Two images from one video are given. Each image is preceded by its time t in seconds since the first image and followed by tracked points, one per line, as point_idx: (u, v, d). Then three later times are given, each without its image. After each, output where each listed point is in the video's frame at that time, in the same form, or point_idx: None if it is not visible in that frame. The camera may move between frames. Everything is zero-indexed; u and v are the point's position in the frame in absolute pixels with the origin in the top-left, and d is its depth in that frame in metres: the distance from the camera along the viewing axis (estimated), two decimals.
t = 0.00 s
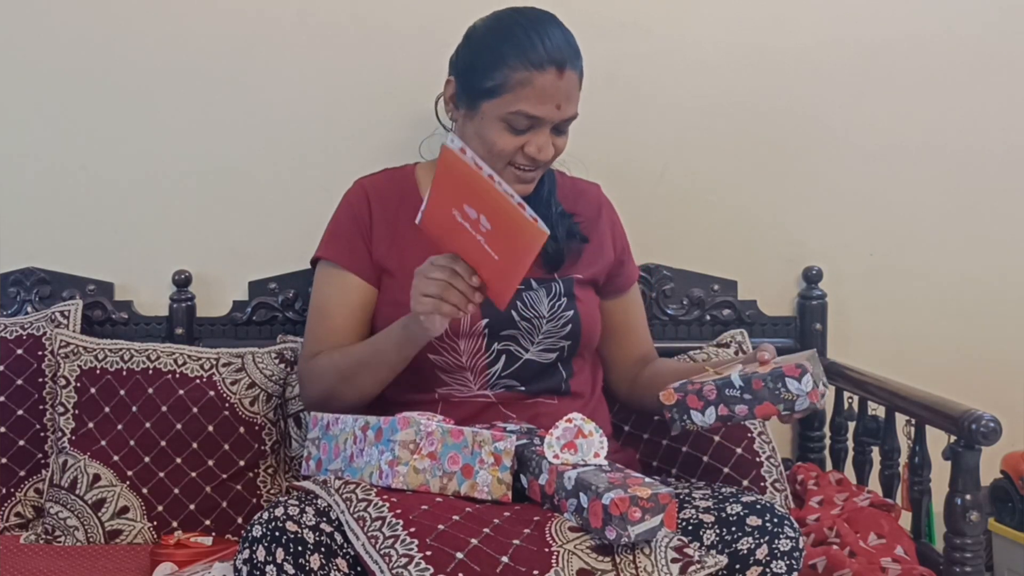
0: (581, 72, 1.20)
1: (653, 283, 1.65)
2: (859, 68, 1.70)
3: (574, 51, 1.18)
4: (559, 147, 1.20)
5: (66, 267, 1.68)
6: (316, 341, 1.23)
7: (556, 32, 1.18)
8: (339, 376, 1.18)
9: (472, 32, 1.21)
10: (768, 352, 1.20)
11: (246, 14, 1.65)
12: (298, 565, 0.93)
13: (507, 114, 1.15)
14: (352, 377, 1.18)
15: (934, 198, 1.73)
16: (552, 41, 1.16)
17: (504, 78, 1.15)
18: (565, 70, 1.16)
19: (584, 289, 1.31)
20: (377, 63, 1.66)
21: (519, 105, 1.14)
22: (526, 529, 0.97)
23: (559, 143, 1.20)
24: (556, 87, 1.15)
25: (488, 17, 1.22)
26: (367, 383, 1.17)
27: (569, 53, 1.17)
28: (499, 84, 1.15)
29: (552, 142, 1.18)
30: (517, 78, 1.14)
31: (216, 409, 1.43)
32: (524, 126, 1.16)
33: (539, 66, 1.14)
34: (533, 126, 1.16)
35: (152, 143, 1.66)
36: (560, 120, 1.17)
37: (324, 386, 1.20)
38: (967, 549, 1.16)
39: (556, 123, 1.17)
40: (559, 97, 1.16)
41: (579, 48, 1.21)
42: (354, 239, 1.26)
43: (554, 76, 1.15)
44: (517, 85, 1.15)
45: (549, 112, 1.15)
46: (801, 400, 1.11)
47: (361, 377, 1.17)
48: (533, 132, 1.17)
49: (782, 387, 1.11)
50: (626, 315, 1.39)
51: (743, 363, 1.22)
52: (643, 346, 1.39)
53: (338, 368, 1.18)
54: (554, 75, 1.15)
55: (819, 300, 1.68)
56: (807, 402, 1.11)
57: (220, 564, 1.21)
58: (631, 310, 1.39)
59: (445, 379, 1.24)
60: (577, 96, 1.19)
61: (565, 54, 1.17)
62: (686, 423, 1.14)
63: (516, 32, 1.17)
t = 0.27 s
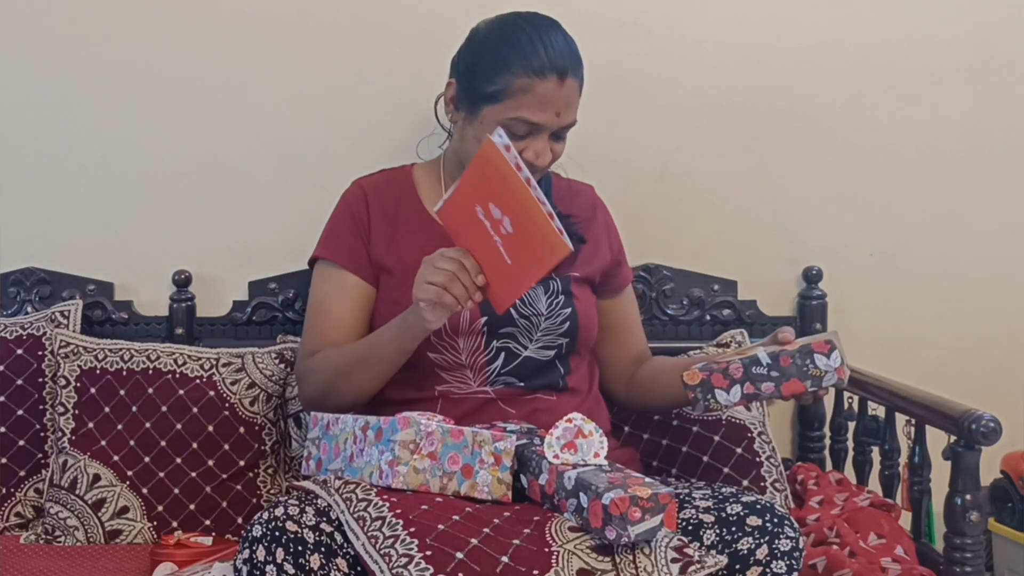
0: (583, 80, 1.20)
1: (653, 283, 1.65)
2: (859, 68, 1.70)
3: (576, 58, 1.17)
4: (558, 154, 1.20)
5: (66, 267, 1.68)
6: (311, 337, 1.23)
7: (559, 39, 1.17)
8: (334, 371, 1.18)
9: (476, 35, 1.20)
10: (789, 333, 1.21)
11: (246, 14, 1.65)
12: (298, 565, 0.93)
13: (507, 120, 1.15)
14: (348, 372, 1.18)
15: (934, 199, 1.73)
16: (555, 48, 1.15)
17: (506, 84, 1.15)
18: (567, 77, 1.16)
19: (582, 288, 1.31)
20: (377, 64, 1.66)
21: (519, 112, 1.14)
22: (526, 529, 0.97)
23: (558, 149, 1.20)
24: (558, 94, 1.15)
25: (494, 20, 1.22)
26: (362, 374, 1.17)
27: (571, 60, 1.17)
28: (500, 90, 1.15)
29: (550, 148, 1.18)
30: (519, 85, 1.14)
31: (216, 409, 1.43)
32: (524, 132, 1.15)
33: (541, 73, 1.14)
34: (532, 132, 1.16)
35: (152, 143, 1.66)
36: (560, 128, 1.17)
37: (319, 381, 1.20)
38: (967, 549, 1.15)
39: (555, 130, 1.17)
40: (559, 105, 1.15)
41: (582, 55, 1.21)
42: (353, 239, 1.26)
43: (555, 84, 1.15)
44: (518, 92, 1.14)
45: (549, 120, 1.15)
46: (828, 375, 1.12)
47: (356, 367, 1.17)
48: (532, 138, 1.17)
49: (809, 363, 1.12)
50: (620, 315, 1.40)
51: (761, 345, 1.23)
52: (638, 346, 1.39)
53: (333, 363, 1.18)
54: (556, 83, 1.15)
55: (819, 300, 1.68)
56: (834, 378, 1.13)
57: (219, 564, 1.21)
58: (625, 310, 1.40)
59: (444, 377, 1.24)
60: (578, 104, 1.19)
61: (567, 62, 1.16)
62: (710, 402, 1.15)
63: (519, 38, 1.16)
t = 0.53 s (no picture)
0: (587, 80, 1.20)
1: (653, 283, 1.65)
2: (859, 68, 1.70)
3: (580, 58, 1.18)
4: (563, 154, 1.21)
5: (66, 267, 1.68)
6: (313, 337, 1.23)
7: (562, 39, 1.17)
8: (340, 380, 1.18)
9: (480, 36, 1.20)
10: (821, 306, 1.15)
11: (246, 14, 1.65)
12: (299, 564, 0.93)
13: (515, 124, 1.16)
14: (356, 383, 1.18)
15: (933, 199, 1.73)
16: (559, 50, 1.15)
17: (512, 87, 1.15)
18: (572, 79, 1.17)
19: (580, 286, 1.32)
20: (377, 63, 1.66)
21: (526, 115, 1.15)
22: (526, 528, 0.97)
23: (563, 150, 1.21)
24: (564, 97, 1.16)
25: (496, 20, 1.21)
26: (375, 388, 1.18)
27: (575, 62, 1.17)
28: (506, 94, 1.15)
29: (556, 150, 1.19)
30: (525, 88, 1.15)
31: (216, 409, 1.44)
32: (531, 134, 1.17)
33: (547, 77, 1.15)
34: (538, 134, 1.17)
35: (152, 143, 1.66)
36: (565, 129, 1.18)
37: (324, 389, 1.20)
38: (967, 549, 1.15)
39: (560, 131, 1.18)
40: (565, 107, 1.16)
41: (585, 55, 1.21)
42: (354, 238, 1.25)
43: (560, 87, 1.15)
44: (525, 96, 1.15)
45: (555, 122, 1.16)
46: (860, 344, 1.11)
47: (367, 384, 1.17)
48: (537, 139, 1.18)
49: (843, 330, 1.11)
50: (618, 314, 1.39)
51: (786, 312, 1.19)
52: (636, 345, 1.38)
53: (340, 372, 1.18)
54: (561, 86, 1.15)
55: (819, 300, 1.68)
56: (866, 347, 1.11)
57: (220, 564, 1.21)
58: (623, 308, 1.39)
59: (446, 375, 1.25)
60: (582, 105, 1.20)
61: (571, 64, 1.16)
62: (739, 356, 1.11)
63: (523, 40, 1.16)
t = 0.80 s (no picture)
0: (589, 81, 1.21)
1: (653, 283, 1.65)
2: (859, 68, 1.71)
3: (583, 59, 1.18)
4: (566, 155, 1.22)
5: (66, 266, 1.68)
6: (316, 335, 1.21)
7: (565, 40, 1.17)
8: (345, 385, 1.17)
9: (483, 36, 1.20)
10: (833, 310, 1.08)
11: (246, 13, 1.65)
12: (299, 563, 0.93)
13: (518, 125, 1.16)
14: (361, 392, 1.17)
15: (933, 198, 1.73)
16: (563, 50, 1.16)
17: (515, 88, 1.15)
18: (575, 80, 1.17)
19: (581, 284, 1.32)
20: (377, 63, 1.66)
21: (529, 116, 1.15)
22: (526, 528, 0.97)
23: (566, 151, 1.21)
24: (567, 98, 1.16)
25: (499, 20, 1.21)
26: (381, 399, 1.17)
27: (578, 63, 1.17)
28: (508, 94, 1.15)
29: (558, 150, 1.20)
30: (529, 89, 1.15)
31: (216, 409, 1.44)
32: (534, 135, 1.17)
33: (550, 78, 1.15)
34: (540, 135, 1.17)
35: (152, 143, 1.66)
36: (568, 129, 1.19)
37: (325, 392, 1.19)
38: (967, 549, 1.15)
39: (563, 131, 1.18)
40: (567, 108, 1.17)
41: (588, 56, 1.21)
42: (359, 235, 1.24)
43: (563, 87, 1.16)
44: (527, 97, 1.15)
45: (558, 123, 1.17)
46: (868, 342, 1.06)
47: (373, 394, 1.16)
48: (539, 140, 1.18)
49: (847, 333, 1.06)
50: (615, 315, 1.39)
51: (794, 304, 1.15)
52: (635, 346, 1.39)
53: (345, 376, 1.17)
54: (564, 86, 1.16)
55: (819, 301, 1.68)
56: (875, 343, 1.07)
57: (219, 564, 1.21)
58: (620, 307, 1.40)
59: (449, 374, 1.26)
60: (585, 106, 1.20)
61: (574, 64, 1.17)
62: (746, 338, 1.09)
63: (526, 41, 1.16)
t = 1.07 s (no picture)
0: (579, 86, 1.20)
1: (653, 284, 1.65)
2: (858, 68, 1.71)
3: (572, 63, 1.17)
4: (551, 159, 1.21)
5: (65, 266, 1.68)
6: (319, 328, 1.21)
7: (554, 43, 1.17)
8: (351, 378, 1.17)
9: (476, 37, 1.21)
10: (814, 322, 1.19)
11: (246, 14, 1.65)
12: (299, 563, 0.93)
13: (499, 124, 1.16)
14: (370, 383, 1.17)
15: (933, 198, 1.73)
16: (548, 52, 1.15)
17: (497, 87, 1.15)
18: (560, 83, 1.16)
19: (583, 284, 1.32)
20: (377, 63, 1.66)
21: (509, 116, 1.15)
22: (526, 528, 0.97)
23: (551, 155, 1.21)
24: (549, 100, 1.15)
25: (493, 23, 1.22)
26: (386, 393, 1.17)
27: (564, 66, 1.17)
28: (490, 93, 1.16)
29: (541, 153, 1.19)
30: (511, 89, 1.15)
31: (216, 409, 1.43)
32: (516, 135, 1.17)
33: (532, 79, 1.15)
34: (522, 135, 1.17)
35: (152, 143, 1.66)
36: (552, 132, 1.18)
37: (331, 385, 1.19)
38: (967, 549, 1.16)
39: (547, 133, 1.18)
40: (550, 110, 1.16)
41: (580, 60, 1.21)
42: (361, 232, 1.24)
43: (546, 89, 1.15)
44: (508, 96, 1.15)
45: (539, 124, 1.16)
46: (849, 355, 1.17)
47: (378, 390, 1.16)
48: (523, 141, 1.18)
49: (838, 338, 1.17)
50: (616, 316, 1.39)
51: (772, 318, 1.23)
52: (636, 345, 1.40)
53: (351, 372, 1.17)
54: (547, 88, 1.15)
55: (819, 301, 1.68)
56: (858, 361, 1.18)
57: (219, 564, 1.21)
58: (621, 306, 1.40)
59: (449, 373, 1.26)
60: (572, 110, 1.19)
61: (560, 67, 1.16)
62: (727, 349, 1.19)
63: (513, 42, 1.17)
